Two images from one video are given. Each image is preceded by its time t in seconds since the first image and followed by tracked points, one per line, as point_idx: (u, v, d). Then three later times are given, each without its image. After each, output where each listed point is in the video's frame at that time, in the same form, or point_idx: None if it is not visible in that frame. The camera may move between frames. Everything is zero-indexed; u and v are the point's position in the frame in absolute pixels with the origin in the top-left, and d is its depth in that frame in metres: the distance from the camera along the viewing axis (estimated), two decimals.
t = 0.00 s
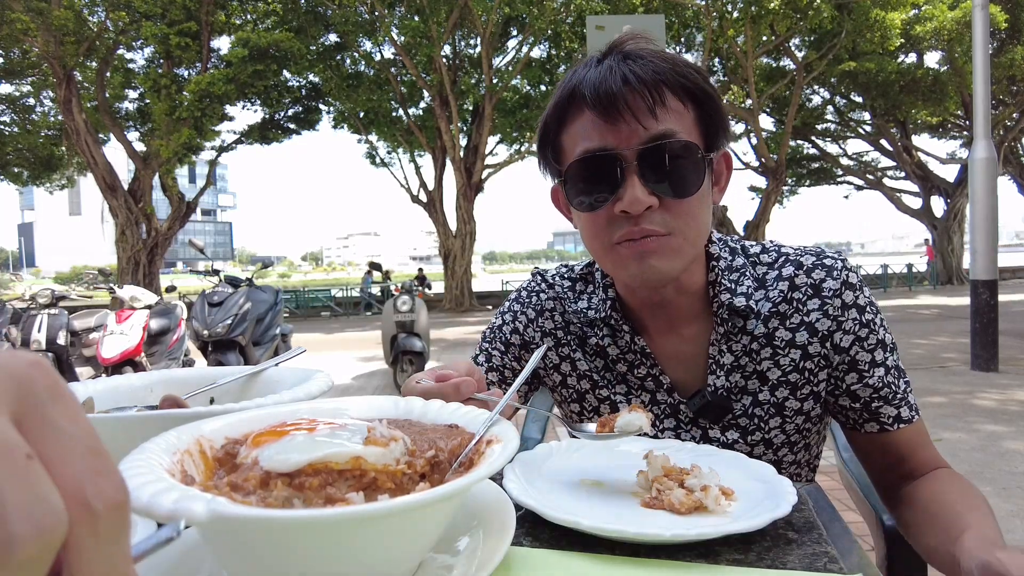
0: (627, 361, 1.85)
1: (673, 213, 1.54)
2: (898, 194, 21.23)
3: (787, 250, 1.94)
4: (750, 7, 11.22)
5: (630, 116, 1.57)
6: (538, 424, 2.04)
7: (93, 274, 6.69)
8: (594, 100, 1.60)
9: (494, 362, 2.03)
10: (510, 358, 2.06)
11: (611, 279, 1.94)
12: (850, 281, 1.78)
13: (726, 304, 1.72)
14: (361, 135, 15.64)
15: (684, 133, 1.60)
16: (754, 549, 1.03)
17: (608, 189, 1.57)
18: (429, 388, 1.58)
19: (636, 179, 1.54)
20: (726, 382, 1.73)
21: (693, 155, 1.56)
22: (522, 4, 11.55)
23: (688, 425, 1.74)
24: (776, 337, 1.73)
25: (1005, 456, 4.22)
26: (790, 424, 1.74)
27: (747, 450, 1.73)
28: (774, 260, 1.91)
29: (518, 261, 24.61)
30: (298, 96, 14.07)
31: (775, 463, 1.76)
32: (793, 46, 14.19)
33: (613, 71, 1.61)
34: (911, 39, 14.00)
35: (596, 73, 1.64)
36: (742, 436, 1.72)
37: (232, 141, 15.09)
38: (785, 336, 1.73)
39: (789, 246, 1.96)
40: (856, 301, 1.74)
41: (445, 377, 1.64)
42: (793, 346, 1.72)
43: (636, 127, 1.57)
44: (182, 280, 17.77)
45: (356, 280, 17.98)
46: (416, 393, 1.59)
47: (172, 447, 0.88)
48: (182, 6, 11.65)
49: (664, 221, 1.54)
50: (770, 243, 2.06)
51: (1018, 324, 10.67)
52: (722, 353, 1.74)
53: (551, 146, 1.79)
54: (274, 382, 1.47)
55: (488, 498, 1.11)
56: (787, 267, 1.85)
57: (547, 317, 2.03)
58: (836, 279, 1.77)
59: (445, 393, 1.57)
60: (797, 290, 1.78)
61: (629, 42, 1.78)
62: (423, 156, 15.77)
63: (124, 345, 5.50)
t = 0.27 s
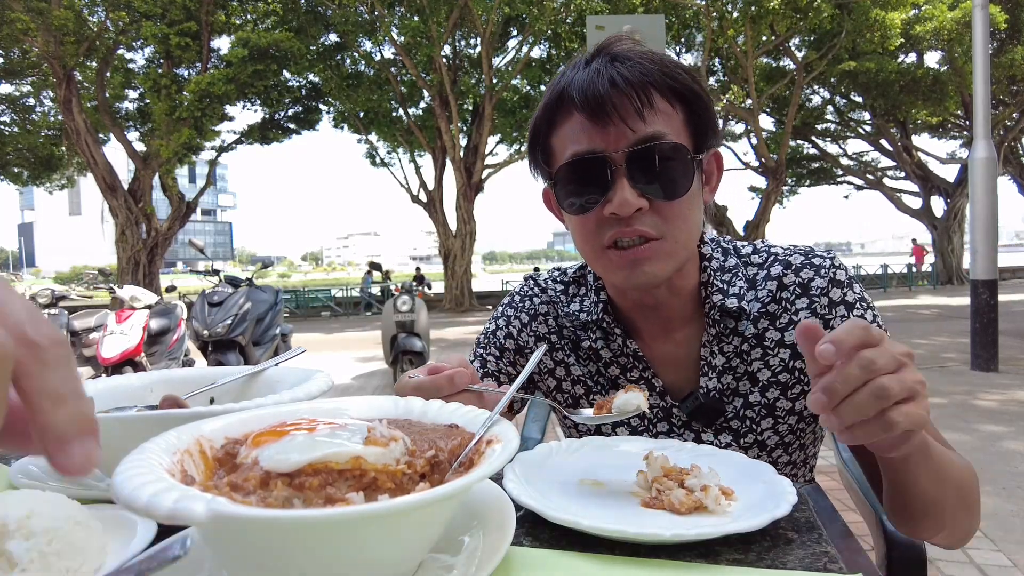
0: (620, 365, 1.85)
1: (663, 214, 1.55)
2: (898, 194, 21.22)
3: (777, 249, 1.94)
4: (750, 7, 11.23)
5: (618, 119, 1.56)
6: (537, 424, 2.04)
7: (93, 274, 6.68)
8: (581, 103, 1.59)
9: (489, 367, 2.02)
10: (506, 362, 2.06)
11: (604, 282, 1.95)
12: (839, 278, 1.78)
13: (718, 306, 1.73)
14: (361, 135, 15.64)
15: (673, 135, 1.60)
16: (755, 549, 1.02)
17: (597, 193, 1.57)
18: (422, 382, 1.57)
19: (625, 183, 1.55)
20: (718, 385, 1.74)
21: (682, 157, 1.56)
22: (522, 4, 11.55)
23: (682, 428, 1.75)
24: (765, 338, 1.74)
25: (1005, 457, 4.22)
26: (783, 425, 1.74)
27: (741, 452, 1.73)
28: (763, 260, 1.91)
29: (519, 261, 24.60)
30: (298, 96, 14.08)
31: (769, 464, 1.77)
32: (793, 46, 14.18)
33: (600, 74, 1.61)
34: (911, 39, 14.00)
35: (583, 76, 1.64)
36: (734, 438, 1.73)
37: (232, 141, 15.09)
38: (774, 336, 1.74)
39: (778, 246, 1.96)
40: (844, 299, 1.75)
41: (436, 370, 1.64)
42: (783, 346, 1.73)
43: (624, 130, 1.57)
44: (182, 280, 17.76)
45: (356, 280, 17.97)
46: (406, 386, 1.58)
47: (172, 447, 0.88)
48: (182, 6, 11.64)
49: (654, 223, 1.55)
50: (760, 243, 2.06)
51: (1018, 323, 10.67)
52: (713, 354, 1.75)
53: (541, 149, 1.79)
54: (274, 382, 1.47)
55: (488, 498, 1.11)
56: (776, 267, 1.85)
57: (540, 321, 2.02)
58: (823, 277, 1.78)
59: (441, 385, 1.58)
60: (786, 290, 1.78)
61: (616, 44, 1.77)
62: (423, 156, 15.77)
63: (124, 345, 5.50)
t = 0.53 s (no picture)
0: (622, 363, 1.85)
1: (673, 225, 1.55)
2: (898, 194, 21.23)
3: (782, 251, 1.94)
4: (750, 7, 11.24)
5: (631, 129, 1.55)
6: (538, 424, 2.04)
7: (93, 274, 6.68)
8: (593, 110, 1.58)
9: (491, 363, 2.01)
10: (507, 358, 2.04)
11: (608, 280, 1.95)
12: (842, 280, 1.76)
13: (723, 306, 1.74)
14: (361, 135, 15.64)
15: (685, 144, 1.59)
16: (754, 549, 1.02)
17: (608, 204, 1.57)
18: (421, 374, 1.58)
19: (637, 193, 1.54)
20: (720, 385, 1.74)
21: (694, 167, 1.55)
22: (522, 4, 11.55)
23: (682, 427, 1.76)
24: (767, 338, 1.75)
25: (1005, 457, 4.22)
26: (784, 426, 1.73)
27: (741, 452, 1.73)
28: (768, 261, 1.91)
29: (519, 261, 24.60)
30: (298, 96, 14.09)
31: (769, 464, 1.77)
32: (793, 46, 14.16)
33: (613, 80, 1.59)
34: (911, 39, 13.99)
35: (595, 82, 1.62)
36: (735, 438, 1.73)
37: (232, 141, 15.09)
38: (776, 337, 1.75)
39: (783, 247, 1.96)
40: (845, 299, 1.71)
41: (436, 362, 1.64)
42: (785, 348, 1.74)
43: (636, 140, 1.55)
44: (182, 280, 17.76)
45: (356, 280, 17.97)
46: (405, 378, 1.58)
47: (172, 447, 0.88)
48: (182, 6, 11.64)
49: (664, 234, 1.55)
50: (766, 244, 2.06)
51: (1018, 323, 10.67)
52: (716, 354, 1.75)
53: (549, 149, 1.78)
54: (274, 382, 1.47)
55: (488, 497, 1.11)
56: (780, 268, 1.85)
57: (543, 318, 2.02)
58: (826, 278, 1.77)
59: (438, 376, 1.57)
60: (788, 291, 1.79)
61: (628, 43, 1.74)
62: (423, 156, 15.77)
63: (124, 345, 5.50)
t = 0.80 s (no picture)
0: (630, 366, 1.86)
1: (688, 246, 1.56)
2: (898, 194, 21.23)
3: (794, 255, 1.92)
4: (751, 7, 11.24)
5: (648, 149, 1.52)
6: (538, 424, 2.04)
7: (93, 274, 6.67)
8: (609, 127, 1.54)
9: (495, 363, 2.01)
10: (511, 358, 2.05)
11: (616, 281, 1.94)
12: (854, 286, 1.75)
13: (736, 313, 1.73)
14: (361, 135, 15.64)
15: (703, 163, 1.56)
16: (754, 549, 1.02)
17: (623, 224, 1.57)
18: (429, 379, 1.57)
19: (653, 216, 1.53)
20: (730, 390, 1.74)
21: (711, 189, 1.54)
22: (522, 3, 11.56)
23: (690, 431, 1.78)
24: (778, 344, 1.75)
25: (1005, 457, 4.22)
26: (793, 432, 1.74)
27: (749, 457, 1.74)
28: (779, 265, 1.90)
29: (518, 261, 24.59)
30: (298, 96, 14.09)
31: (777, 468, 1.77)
32: (793, 46, 14.15)
33: (630, 93, 1.55)
34: (911, 39, 13.98)
35: (612, 94, 1.56)
36: (744, 443, 1.74)
37: (232, 141, 15.09)
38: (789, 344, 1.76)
39: (795, 251, 1.95)
40: (857, 306, 1.71)
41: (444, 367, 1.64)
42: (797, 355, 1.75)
43: (653, 161, 1.53)
44: (182, 280, 17.76)
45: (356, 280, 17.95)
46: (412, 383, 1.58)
47: (172, 447, 0.88)
48: (182, 6, 11.63)
49: (679, 254, 1.56)
50: (777, 246, 2.04)
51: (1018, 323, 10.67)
52: (728, 361, 1.75)
53: (560, 155, 1.75)
54: (274, 382, 1.47)
55: (488, 498, 1.11)
56: (791, 272, 1.85)
57: (548, 319, 2.03)
58: (839, 285, 1.75)
59: (447, 382, 1.57)
60: (801, 297, 1.78)
61: (645, 46, 1.67)
62: (423, 156, 15.76)
63: (124, 345, 5.50)
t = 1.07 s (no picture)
0: (632, 365, 1.85)
1: (681, 253, 1.57)
2: (898, 194, 21.22)
3: (796, 253, 1.92)
4: (751, 7, 11.25)
5: (632, 164, 1.51)
6: (538, 424, 2.05)
7: (93, 274, 6.67)
8: (593, 145, 1.53)
9: (495, 365, 2.02)
10: (511, 360, 2.05)
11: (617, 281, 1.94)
12: (858, 285, 1.75)
13: (740, 312, 1.72)
14: (361, 135, 15.64)
15: (690, 170, 1.55)
16: (755, 549, 1.02)
17: (614, 238, 1.58)
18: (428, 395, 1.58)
19: (643, 228, 1.54)
20: (733, 389, 1.73)
21: (699, 196, 1.54)
22: (522, 3, 11.57)
23: (693, 431, 1.77)
24: (781, 342, 1.74)
25: (1005, 457, 4.22)
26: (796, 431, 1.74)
27: (752, 456, 1.74)
28: (781, 263, 1.89)
29: (518, 261, 24.58)
30: (297, 96, 14.09)
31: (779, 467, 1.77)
32: (793, 45, 14.14)
33: (609, 109, 1.52)
34: (911, 39, 13.98)
35: (590, 112, 1.54)
36: (747, 442, 1.74)
37: (232, 141, 15.08)
38: (791, 341, 1.74)
39: (797, 249, 1.94)
40: (862, 306, 1.71)
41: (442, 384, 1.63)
42: (800, 353, 1.74)
43: (638, 175, 1.52)
44: (182, 280, 17.76)
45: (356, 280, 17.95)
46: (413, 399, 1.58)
47: (172, 447, 0.88)
48: (182, 6, 11.64)
49: (672, 262, 1.58)
50: (778, 245, 2.04)
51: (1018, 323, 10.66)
52: (732, 360, 1.74)
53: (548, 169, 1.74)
54: (274, 381, 1.47)
55: (489, 498, 1.11)
56: (795, 271, 1.83)
57: (548, 319, 2.03)
58: (843, 284, 1.75)
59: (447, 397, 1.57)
60: (805, 295, 1.77)
61: (622, 54, 1.63)
62: (423, 155, 15.76)
63: (124, 345, 5.50)
